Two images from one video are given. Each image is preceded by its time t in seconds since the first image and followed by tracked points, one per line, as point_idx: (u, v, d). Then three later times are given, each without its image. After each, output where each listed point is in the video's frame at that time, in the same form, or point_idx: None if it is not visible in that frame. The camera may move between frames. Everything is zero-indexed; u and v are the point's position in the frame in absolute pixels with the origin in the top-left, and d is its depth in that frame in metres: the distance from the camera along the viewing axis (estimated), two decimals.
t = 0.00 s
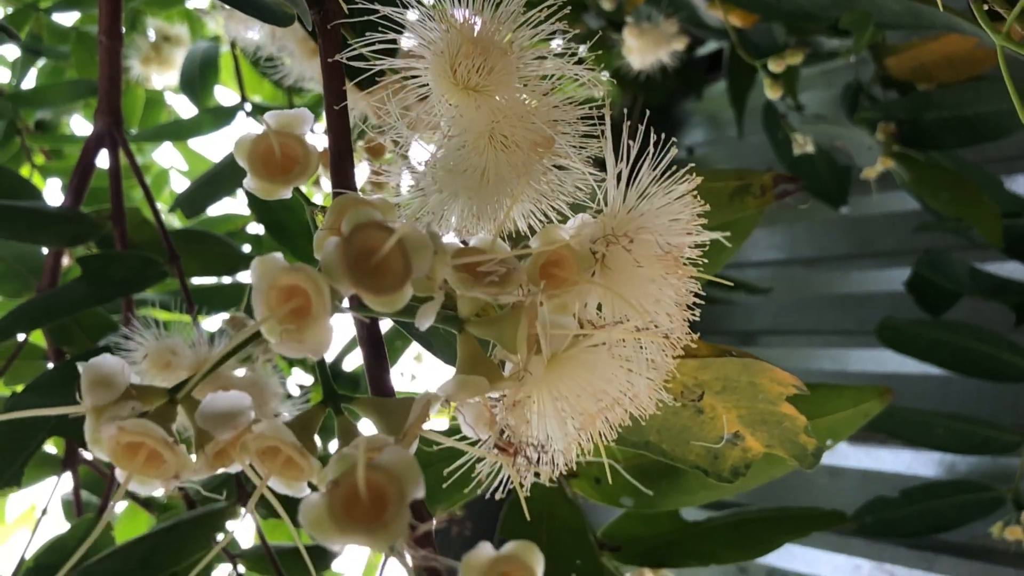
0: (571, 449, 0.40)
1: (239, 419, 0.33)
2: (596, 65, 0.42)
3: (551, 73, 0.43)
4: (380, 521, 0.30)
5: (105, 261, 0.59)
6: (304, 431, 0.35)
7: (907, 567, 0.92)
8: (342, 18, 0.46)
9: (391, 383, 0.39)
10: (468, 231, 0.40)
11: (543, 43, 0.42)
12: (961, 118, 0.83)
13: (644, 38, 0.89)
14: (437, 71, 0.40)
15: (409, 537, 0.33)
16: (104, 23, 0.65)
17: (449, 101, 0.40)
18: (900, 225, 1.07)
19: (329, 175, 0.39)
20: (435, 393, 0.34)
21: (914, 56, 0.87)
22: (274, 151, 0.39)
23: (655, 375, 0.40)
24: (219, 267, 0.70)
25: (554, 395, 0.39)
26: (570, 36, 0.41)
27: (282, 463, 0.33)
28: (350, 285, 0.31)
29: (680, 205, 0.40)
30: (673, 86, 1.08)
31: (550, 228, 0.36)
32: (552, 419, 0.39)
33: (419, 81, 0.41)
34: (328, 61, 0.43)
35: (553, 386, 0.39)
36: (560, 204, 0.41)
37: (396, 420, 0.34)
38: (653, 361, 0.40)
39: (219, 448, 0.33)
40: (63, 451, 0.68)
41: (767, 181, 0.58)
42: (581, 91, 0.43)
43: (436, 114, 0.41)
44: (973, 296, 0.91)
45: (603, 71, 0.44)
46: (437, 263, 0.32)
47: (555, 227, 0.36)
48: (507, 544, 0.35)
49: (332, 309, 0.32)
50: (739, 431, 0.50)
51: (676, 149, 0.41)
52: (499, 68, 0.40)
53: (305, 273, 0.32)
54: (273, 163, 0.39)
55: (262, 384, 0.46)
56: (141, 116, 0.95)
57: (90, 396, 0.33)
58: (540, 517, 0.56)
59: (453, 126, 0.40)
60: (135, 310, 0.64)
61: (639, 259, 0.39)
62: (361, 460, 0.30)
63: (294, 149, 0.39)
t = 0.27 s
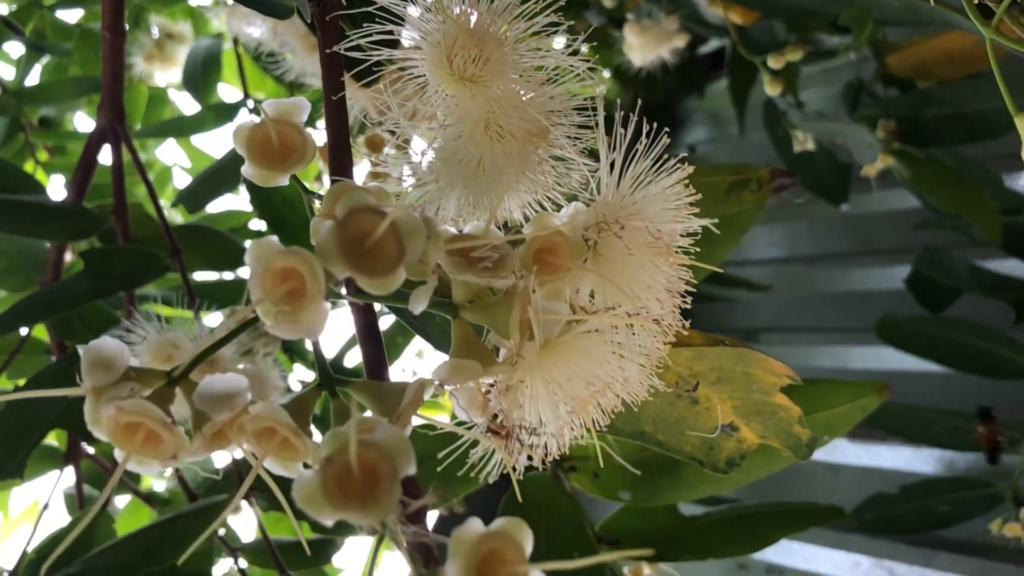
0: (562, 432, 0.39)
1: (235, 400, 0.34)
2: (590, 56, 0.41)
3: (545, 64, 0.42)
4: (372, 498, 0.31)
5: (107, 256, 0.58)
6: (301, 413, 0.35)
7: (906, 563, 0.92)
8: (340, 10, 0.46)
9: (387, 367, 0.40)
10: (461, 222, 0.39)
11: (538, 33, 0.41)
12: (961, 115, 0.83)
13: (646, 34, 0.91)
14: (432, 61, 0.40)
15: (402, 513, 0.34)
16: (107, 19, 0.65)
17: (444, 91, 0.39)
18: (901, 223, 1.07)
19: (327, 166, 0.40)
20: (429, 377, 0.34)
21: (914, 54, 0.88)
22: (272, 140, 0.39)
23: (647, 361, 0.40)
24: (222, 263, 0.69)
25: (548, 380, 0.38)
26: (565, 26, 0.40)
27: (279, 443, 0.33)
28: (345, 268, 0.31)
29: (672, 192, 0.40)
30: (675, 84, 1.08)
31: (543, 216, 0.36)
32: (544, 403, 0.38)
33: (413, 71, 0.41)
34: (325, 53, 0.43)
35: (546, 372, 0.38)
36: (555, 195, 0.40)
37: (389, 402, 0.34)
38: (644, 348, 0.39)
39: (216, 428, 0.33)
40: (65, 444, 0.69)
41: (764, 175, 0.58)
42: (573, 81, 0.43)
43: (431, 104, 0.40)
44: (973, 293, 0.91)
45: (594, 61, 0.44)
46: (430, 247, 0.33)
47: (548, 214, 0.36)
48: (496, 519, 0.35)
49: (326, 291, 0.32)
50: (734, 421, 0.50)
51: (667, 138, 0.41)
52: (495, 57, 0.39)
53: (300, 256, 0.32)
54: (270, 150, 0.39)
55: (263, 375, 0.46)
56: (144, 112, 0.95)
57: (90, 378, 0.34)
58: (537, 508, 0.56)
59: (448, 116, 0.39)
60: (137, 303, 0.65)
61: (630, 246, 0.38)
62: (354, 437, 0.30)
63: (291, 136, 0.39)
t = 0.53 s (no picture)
0: (553, 419, 0.39)
1: (229, 385, 0.33)
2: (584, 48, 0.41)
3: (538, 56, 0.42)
4: (361, 479, 0.32)
5: (106, 250, 0.57)
6: (294, 398, 0.35)
7: (903, 561, 0.92)
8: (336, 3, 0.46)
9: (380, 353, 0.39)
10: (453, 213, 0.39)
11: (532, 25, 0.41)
12: (959, 115, 0.83)
13: (644, 33, 0.91)
14: (426, 53, 0.39)
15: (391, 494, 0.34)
16: (107, 15, 0.65)
17: (437, 84, 0.39)
18: (899, 222, 1.07)
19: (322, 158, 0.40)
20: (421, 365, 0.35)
21: (912, 53, 0.88)
22: (266, 129, 0.38)
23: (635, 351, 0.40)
24: (222, 259, 0.68)
25: (537, 370, 0.38)
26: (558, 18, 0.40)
27: (271, 429, 0.33)
28: (335, 255, 0.31)
29: (661, 182, 0.40)
30: (674, 83, 1.08)
31: (534, 206, 0.37)
32: (534, 390, 0.39)
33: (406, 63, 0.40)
34: (320, 45, 0.43)
35: (536, 360, 0.38)
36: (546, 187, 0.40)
37: (381, 389, 0.34)
38: (632, 336, 0.40)
39: (210, 413, 0.33)
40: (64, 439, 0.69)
41: (758, 172, 0.60)
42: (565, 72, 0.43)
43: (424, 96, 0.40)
44: (971, 292, 0.91)
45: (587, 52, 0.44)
46: (419, 234, 0.33)
47: (538, 205, 0.37)
48: (483, 502, 0.36)
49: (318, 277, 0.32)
50: (726, 415, 0.50)
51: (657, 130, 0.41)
52: (489, 50, 0.39)
53: (293, 242, 0.32)
54: (265, 142, 0.38)
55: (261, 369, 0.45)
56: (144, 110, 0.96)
57: (85, 362, 0.34)
58: (533, 504, 0.56)
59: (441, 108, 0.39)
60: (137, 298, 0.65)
61: (619, 235, 0.39)
62: (344, 419, 0.31)
63: (285, 126, 0.38)
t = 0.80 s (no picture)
0: (542, 412, 0.40)
1: (222, 375, 0.33)
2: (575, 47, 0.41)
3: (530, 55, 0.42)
4: (351, 467, 0.32)
5: (105, 249, 0.57)
6: (287, 388, 0.35)
7: (898, 562, 0.93)
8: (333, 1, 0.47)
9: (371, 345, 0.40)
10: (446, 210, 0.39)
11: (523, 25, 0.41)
12: (955, 116, 0.84)
13: (641, 34, 0.92)
14: (420, 52, 0.39)
15: (381, 480, 0.35)
16: (107, 14, 0.65)
17: (431, 82, 0.39)
18: (896, 224, 1.07)
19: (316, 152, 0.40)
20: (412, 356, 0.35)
21: (908, 55, 0.88)
22: (260, 124, 0.38)
23: (624, 345, 0.40)
24: (222, 258, 0.68)
25: (527, 363, 0.39)
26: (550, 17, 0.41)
27: (263, 419, 0.33)
28: (326, 245, 0.32)
29: (649, 178, 0.40)
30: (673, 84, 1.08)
31: (525, 201, 0.37)
32: (523, 381, 0.39)
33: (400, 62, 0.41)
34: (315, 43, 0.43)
35: (526, 352, 0.38)
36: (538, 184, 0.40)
37: (372, 380, 0.34)
38: (622, 331, 0.40)
39: (204, 403, 0.33)
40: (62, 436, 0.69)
41: (751, 172, 0.61)
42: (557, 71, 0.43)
43: (417, 95, 0.40)
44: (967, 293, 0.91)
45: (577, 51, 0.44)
46: (410, 227, 0.33)
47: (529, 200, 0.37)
48: (470, 488, 0.36)
49: (309, 268, 0.32)
50: (717, 411, 0.50)
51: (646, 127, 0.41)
52: (482, 48, 0.39)
53: (284, 234, 0.32)
54: (259, 137, 0.38)
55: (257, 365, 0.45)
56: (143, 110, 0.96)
57: (81, 352, 0.34)
58: (528, 502, 0.57)
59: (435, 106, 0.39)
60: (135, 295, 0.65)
61: (607, 229, 0.39)
62: (332, 407, 0.31)
63: (278, 121, 0.38)
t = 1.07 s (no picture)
0: (534, 407, 0.40)
1: (215, 369, 0.33)
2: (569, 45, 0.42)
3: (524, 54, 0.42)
4: (341, 459, 0.32)
5: (102, 246, 0.57)
6: (280, 383, 0.35)
7: (894, 564, 0.93)
8: None
9: (365, 342, 0.40)
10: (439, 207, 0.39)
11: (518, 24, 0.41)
12: (951, 119, 0.84)
13: (639, 36, 0.92)
14: (415, 51, 0.40)
15: (372, 473, 0.36)
16: (105, 13, 0.64)
17: (425, 81, 0.40)
18: (894, 226, 1.07)
19: (310, 148, 0.40)
20: (404, 350, 0.35)
21: (905, 58, 0.89)
22: (254, 119, 0.38)
23: (616, 341, 0.40)
24: (219, 257, 0.68)
25: (519, 359, 0.39)
26: (544, 16, 0.41)
27: (256, 412, 0.33)
28: (317, 239, 0.32)
29: (642, 176, 0.40)
30: (671, 86, 1.08)
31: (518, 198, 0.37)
32: (515, 376, 0.39)
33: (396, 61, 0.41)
34: (311, 41, 0.43)
35: (518, 349, 0.38)
36: (531, 182, 0.40)
37: (364, 374, 0.34)
38: (612, 326, 0.40)
39: (196, 397, 0.33)
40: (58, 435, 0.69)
41: (746, 175, 0.62)
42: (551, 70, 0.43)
43: (412, 94, 0.40)
44: (964, 296, 0.91)
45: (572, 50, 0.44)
46: (402, 222, 0.33)
47: (522, 197, 0.37)
48: (460, 481, 0.36)
49: (301, 262, 0.32)
50: (710, 410, 0.51)
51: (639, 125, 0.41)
52: (477, 47, 0.40)
53: (276, 227, 0.32)
54: (254, 133, 0.38)
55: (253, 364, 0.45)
56: (142, 110, 0.96)
57: (75, 345, 0.34)
58: (524, 502, 0.57)
59: (429, 104, 0.39)
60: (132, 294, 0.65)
61: (599, 226, 0.39)
62: (321, 400, 0.32)
63: (271, 116, 0.38)
